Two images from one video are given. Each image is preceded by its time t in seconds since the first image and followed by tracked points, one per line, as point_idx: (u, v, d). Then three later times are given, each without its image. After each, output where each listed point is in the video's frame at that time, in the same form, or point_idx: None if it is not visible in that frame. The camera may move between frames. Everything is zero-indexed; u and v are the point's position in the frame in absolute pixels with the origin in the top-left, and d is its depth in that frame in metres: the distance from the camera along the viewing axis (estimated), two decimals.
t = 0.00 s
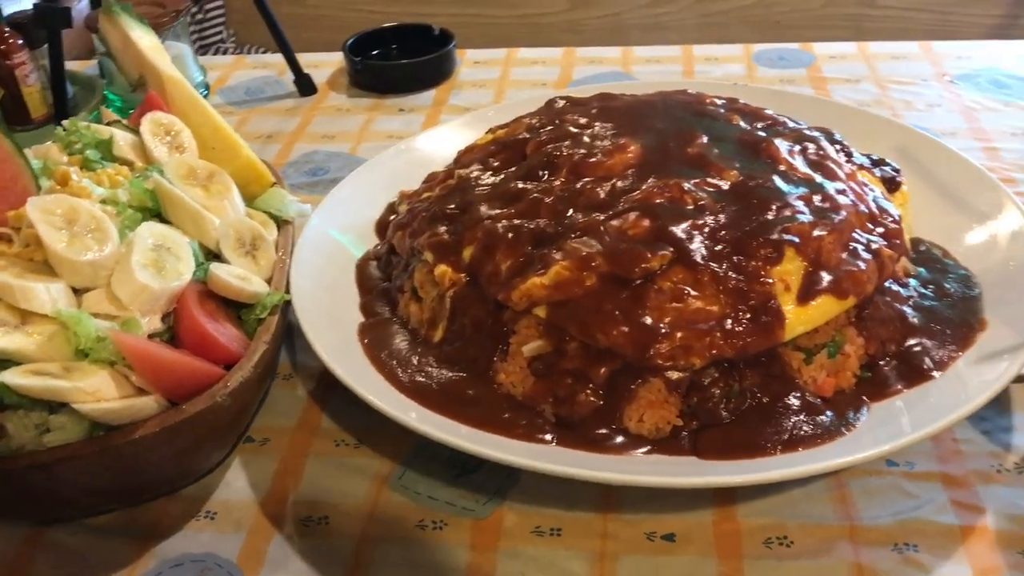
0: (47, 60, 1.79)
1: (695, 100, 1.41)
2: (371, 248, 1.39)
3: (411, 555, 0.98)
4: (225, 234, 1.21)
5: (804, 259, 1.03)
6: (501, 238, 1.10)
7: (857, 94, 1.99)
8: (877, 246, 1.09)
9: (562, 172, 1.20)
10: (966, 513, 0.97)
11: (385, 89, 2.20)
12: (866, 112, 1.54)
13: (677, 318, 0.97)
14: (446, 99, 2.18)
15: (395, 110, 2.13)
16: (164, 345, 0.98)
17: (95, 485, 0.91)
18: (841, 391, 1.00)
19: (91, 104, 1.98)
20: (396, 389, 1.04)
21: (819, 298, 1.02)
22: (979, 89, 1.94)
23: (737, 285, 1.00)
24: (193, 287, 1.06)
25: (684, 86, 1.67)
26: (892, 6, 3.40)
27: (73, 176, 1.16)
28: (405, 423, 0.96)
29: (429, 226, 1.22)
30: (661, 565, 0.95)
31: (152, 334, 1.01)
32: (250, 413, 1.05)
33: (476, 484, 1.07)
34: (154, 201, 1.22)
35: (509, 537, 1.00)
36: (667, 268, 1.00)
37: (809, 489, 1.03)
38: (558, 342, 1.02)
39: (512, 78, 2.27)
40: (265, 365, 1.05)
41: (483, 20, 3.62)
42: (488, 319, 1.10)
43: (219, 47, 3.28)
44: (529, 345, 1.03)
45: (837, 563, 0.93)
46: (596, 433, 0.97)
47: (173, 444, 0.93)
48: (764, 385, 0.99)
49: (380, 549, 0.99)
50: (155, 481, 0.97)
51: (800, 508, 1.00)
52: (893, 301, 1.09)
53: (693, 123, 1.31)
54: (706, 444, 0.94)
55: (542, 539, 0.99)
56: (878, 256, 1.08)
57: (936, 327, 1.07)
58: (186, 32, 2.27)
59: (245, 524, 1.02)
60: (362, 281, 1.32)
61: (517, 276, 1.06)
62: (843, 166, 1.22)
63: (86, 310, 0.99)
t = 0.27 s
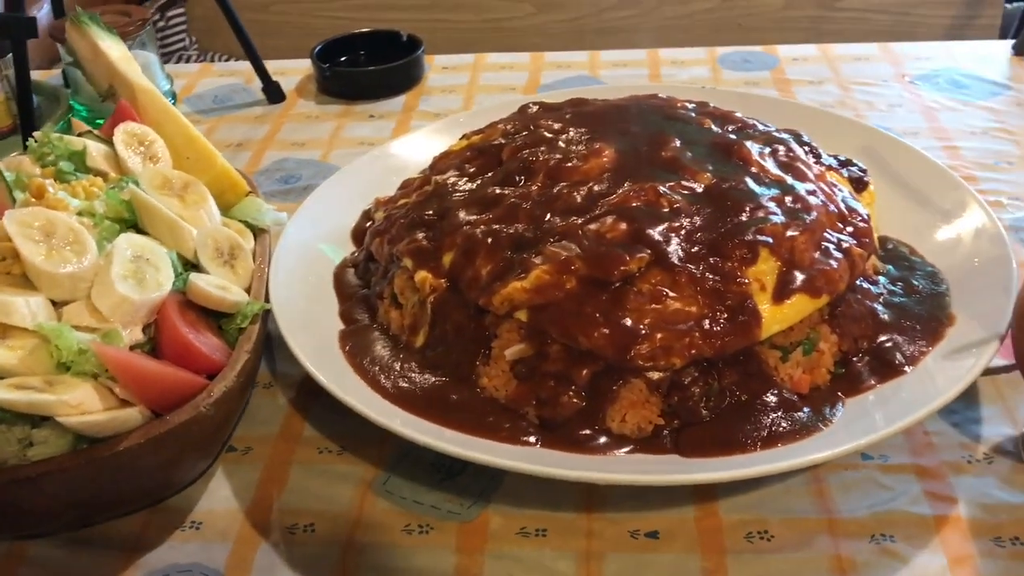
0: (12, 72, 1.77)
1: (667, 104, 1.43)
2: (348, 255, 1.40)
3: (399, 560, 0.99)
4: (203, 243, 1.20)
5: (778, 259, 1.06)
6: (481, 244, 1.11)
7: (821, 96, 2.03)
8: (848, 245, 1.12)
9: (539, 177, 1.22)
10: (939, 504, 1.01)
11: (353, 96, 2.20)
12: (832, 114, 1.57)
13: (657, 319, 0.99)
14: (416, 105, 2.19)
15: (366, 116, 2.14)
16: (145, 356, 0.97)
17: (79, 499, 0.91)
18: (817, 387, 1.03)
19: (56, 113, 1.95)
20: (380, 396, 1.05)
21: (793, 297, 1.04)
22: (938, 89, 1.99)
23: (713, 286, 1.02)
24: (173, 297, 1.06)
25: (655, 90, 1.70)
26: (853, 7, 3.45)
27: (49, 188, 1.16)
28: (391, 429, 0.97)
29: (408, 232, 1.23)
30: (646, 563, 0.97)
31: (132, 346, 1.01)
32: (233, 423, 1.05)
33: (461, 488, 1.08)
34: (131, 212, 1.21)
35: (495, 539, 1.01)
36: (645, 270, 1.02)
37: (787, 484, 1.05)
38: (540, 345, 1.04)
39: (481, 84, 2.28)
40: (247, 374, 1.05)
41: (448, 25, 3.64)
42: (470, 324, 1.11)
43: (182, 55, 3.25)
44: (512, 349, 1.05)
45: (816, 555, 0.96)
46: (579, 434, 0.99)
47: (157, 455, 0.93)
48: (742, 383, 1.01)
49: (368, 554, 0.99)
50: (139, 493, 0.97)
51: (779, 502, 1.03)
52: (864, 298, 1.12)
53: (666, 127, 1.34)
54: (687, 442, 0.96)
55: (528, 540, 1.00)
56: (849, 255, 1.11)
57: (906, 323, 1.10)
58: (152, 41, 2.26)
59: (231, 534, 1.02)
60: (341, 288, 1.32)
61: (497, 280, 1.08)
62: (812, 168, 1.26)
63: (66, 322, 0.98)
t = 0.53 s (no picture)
0: None
1: (642, 105, 1.46)
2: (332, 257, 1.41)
3: (391, 555, 1.00)
4: (189, 247, 1.21)
5: (754, 255, 1.09)
6: (466, 244, 1.14)
7: (790, 95, 2.07)
8: (821, 241, 1.16)
9: (520, 178, 1.24)
10: (913, 489, 1.04)
11: (328, 99, 2.21)
12: (803, 113, 1.61)
13: (639, 315, 1.02)
14: (392, 108, 2.20)
15: (342, 120, 2.15)
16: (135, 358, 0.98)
17: (73, 501, 0.92)
18: (794, 378, 1.06)
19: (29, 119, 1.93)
20: (369, 395, 1.07)
21: (770, 291, 1.08)
22: (903, 87, 2.04)
23: (693, 282, 1.05)
24: (161, 301, 1.06)
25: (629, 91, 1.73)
26: (817, 8, 3.50)
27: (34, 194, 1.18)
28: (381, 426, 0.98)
29: (392, 234, 1.25)
30: (632, 552, 0.99)
31: (122, 349, 1.01)
32: (223, 425, 1.06)
33: (449, 484, 1.10)
34: (116, 217, 1.22)
35: (485, 533, 1.03)
36: (627, 267, 1.05)
37: (766, 473, 1.08)
38: (526, 343, 1.06)
39: (456, 86, 2.30)
40: (237, 376, 1.06)
41: (420, 28, 3.65)
42: (455, 323, 1.13)
43: (153, 60, 3.23)
44: (498, 347, 1.07)
45: (796, 540, 0.99)
46: (565, 428, 1.01)
47: (149, 457, 0.94)
48: (722, 376, 1.04)
49: (360, 551, 1.01)
50: (131, 495, 0.98)
51: (759, 491, 1.06)
52: (838, 292, 1.16)
53: (642, 127, 1.37)
54: (670, 433, 0.99)
55: (517, 534, 1.03)
56: (822, 250, 1.14)
57: (878, 315, 1.14)
58: (127, 46, 2.25)
59: (223, 534, 1.03)
60: (326, 289, 1.33)
61: (482, 280, 1.10)
62: (785, 166, 1.29)
63: (56, 327, 0.99)
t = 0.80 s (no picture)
0: None
1: (621, 102, 1.49)
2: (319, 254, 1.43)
3: (383, 545, 1.03)
4: (177, 246, 1.22)
5: (733, 246, 1.12)
6: (452, 239, 1.16)
7: (763, 91, 2.11)
8: (796, 232, 1.19)
9: (504, 174, 1.27)
10: (889, 472, 1.08)
11: (308, 99, 2.23)
12: (777, 109, 1.65)
13: (622, 306, 1.05)
14: (372, 107, 2.22)
15: (322, 119, 2.16)
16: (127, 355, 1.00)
17: (68, 497, 0.93)
18: (773, 365, 1.10)
19: (8, 121, 1.93)
20: (359, 388, 1.09)
21: (748, 281, 1.11)
22: (873, 82, 2.09)
23: (674, 273, 1.09)
24: (151, 299, 1.08)
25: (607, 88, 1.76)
26: (789, 6, 3.55)
27: (23, 195, 1.19)
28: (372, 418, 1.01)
29: (379, 230, 1.27)
30: (619, 536, 1.02)
31: (115, 347, 1.03)
32: (215, 419, 1.08)
33: (439, 474, 1.12)
34: (104, 216, 1.23)
35: (475, 521, 1.05)
36: (609, 260, 1.08)
37: (747, 458, 1.12)
38: (512, 335, 1.09)
39: (435, 85, 2.32)
40: (227, 371, 1.08)
41: (397, 27, 3.66)
42: (442, 317, 1.15)
43: (129, 61, 3.22)
44: (485, 339, 1.10)
45: (776, 522, 1.02)
46: (552, 417, 1.04)
47: (144, 451, 0.95)
48: (703, 364, 1.07)
49: (353, 541, 1.03)
50: (126, 490, 0.99)
51: (741, 476, 1.09)
52: (813, 282, 1.20)
53: (621, 124, 1.40)
54: (654, 420, 1.02)
55: (506, 521, 1.05)
56: (798, 241, 1.18)
57: (852, 304, 1.18)
58: (105, 47, 2.25)
59: (217, 527, 1.05)
60: (313, 286, 1.35)
61: (469, 274, 1.12)
62: (761, 160, 1.33)
63: (48, 326, 1.00)
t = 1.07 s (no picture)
0: None
1: (603, 99, 1.53)
2: (309, 251, 1.45)
3: (378, 531, 1.06)
4: (172, 243, 1.25)
5: (713, 238, 1.16)
6: (441, 234, 1.19)
7: (741, 89, 2.16)
8: (774, 224, 1.23)
9: (490, 170, 1.30)
10: (865, 453, 1.12)
11: (293, 99, 2.25)
12: (754, 106, 1.69)
13: (607, 297, 1.09)
14: (356, 107, 2.24)
15: (307, 119, 2.19)
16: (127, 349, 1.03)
17: (72, 487, 0.96)
18: (752, 352, 1.14)
19: None
20: (353, 379, 1.12)
21: (727, 272, 1.15)
22: (846, 79, 2.14)
23: (656, 264, 1.12)
24: (148, 295, 1.11)
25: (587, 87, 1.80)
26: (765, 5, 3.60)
27: (20, 196, 1.22)
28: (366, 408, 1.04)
29: (369, 226, 1.30)
30: (607, 519, 1.06)
31: (114, 342, 1.06)
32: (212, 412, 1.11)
33: (431, 463, 1.15)
34: (99, 215, 1.25)
35: (467, 506, 1.09)
36: (594, 252, 1.12)
37: (729, 443, 1.16)
38: (501, 326, 1.12)
39: (418, 85, 2.35)
40: (224, 365, 1.10)
41: (378, 28, 3.69)
42: (433, 310, 1.19)
43: (112, 63, 3.22)
44: (475, 331, 1.13)
45: (758, 503, 1.06)
46: (541, 404, 1.07)
47: (144, 442, 0.98)
48: (686, 352, 1.12)
49: (349, 527, 1.06)
50: (127, 480, 1.02)
51: (723, 460, 1.13)
52: (791, 272, 1.24)
53: (603, 121, 1.43)
54: (639, 406, 1.06)
55: (498, 506, 1.09)
56: (775, 233, 1.22)
57: (828, 293, 1.22)
58: (91, 50, 2.26)
59: (216, 517, 1.08)
60: (304, 281, 1.38)
61: (458, 267, 1.15)
62: (739, 155, 1.37)
63: (49, 321, 1.03)
